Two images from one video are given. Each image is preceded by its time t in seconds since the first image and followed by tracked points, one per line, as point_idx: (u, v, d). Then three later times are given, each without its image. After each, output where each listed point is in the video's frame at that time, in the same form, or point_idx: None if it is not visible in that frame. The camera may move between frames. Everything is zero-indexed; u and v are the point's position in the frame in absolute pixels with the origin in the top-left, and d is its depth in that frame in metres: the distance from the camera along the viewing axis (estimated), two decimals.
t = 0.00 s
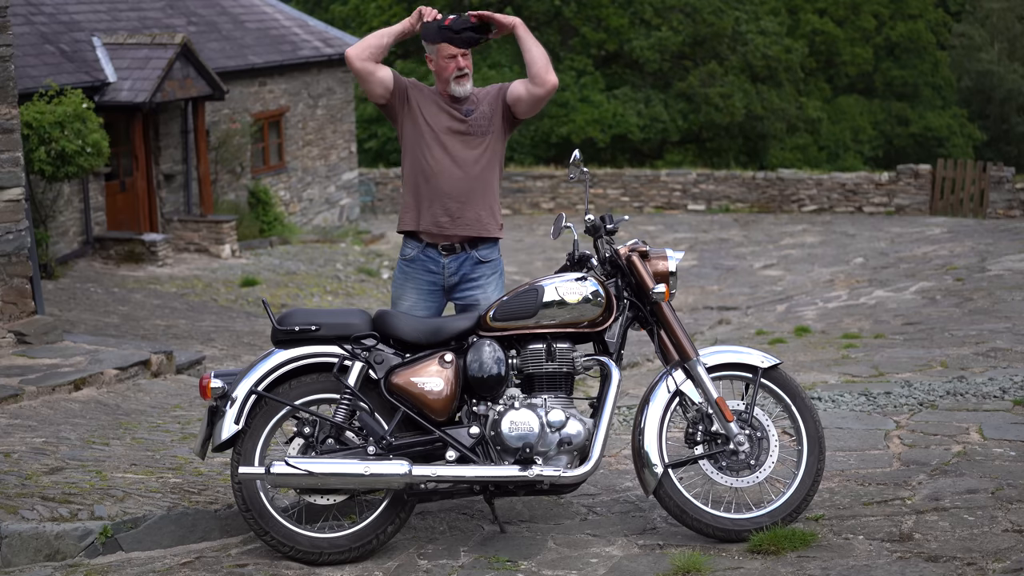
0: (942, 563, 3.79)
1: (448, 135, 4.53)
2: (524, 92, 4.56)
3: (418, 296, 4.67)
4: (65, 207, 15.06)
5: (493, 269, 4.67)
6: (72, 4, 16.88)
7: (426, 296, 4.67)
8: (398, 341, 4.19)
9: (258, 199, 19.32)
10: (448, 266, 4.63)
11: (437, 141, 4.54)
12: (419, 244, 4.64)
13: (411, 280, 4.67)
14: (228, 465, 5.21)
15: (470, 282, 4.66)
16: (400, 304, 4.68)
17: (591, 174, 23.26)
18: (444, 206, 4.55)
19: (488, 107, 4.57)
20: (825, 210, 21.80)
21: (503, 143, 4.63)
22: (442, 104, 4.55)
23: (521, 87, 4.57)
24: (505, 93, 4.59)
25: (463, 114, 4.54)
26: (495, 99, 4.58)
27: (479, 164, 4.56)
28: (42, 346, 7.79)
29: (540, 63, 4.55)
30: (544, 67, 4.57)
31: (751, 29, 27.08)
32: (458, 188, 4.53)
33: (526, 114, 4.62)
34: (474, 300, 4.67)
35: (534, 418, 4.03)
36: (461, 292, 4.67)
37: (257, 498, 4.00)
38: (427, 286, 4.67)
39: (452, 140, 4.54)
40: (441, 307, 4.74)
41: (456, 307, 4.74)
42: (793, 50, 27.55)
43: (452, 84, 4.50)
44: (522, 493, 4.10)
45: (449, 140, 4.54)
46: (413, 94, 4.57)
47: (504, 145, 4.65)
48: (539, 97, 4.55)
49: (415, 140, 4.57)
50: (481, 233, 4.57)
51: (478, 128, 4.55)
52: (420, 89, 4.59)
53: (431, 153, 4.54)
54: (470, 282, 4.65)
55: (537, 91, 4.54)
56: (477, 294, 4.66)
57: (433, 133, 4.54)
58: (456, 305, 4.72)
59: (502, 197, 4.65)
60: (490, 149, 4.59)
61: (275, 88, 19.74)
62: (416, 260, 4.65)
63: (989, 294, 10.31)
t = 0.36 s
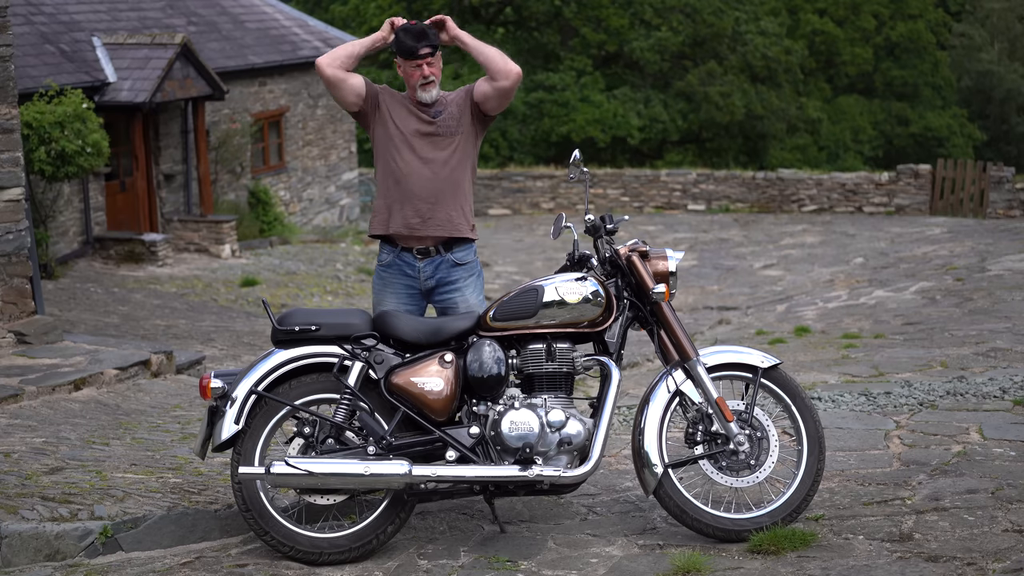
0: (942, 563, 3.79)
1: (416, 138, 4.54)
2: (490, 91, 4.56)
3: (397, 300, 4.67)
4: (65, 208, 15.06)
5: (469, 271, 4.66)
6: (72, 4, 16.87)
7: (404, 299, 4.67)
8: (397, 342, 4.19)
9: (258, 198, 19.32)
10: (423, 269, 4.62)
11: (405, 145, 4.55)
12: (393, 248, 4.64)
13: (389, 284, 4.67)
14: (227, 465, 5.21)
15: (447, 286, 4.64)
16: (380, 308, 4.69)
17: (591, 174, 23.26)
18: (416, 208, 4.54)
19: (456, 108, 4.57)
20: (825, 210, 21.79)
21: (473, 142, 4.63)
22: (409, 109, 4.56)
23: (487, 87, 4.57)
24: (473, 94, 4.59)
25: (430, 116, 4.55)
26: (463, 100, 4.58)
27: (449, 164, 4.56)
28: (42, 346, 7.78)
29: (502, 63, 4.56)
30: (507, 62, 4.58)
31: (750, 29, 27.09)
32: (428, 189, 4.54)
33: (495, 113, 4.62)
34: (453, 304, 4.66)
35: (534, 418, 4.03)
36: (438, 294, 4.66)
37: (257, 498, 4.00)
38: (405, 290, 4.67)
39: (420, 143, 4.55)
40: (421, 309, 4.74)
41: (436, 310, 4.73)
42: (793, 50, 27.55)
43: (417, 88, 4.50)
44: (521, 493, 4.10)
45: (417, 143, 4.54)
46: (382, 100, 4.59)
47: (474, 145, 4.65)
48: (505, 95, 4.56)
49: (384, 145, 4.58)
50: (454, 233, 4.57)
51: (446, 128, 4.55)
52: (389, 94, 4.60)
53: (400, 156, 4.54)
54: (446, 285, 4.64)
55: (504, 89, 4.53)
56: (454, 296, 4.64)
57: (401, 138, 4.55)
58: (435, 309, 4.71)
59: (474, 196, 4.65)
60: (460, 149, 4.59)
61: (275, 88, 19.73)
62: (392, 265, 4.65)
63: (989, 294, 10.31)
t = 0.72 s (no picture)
0: (942, 563, 3.79)
1: (401, 145, 4.55)
2: (474, 98, 4.54)
3: (385, 298, 4.67)
4: (65, 208, 15.06)
5: (457, 271, 4.66)
6: (72, 4, 16.87)
7: (392, 298, 4.67)
8: (397, 342, 4.19)
9: (258, 198, 19.31)
10: (410, 270, 4.62)
11: (390, 151, 4.56)
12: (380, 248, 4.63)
13: (376, 283, 4.67)
14: (227, 465, 5.21)
15: (434, 286, 4.64)
16: (368, 307, 4.69)
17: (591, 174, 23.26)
18: (403, 213, 4.55)
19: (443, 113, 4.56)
20: (825, 210, 21.79)
21: (459, 147, 4.62)
22: (394, 114, 4.57)
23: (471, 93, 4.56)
24: (457, 98, 4.59)
25: (414, 120, 4.54)
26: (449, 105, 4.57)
27: (435, 169, 4.56)
28: (42, 346, 7.78)
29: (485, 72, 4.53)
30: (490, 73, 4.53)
31: (750, 29, 27.09)
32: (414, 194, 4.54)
33: (482, 119, 4.60)
34: (441, 303, 4.66)
35: (534, 418, 4.03)
36: (426, 293, 4.65)
37: (257, 498, 4.00)
38: (393, 289, 4.67)
39: (405, 149, 4.56)
40: (410, 308, 4.74)
41: (424, 310, 4.73)
42: (793, 51, 27.55)
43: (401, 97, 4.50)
44: (521, 493, 4.10)
45: (402, 149, 4.55)
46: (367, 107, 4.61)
47: (461, 148, 4.64)
48: (489, 104, 4.53)
49: (371, 151, 4.59)
50: (443, 234, 4.58)
51: (432, 133, 4.55)
52: (374, 101, 4.62)
53: (385, 162, 4.56)
54: (434, 284, 4.63)
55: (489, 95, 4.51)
56: (443, 295, 4.64)
57: (386, 143, 4.56)
58: (423, 308, 4.71)
59: (462, 199, 4.64)
60: (447, 153, 4.58)
61: (275, 88, 19.73)
62: (379, 264, 4.65)
63: (989, 294, 10.30)
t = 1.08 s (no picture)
0: (942, 563, 3.79)
1: (413, 146, 4.56)
2: (482, 104, 4.56)
3: (395, 300, 4.68)
4: (65, 208, 15.06)
5: (469, 272, 4.67)
6: (72, 4, 16.87)
7: (403, 299, 4.68)
8: (398, 341, 4.19)
9: (258, 198, 19.31)
10: (422, 271, 4.63)
11: (402, 154, 4.56)
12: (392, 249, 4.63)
13: (388, 284, 4.68)
14: (227, 465, 5.21)
15: (446, 288, 4.65)
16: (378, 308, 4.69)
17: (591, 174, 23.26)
18: (416, 216, 4.56)
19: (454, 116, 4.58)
20: (825, 210, 21.79)
21: (470, 150, 4.64)
22: (405, 116, 4.58)
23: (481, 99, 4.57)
24: (468, 100, 4.61)
25: (425, 122, 4.57)
26: (460, 108, 4.60)
27: (446, 171, 4.57)
28: (42, 346, 7.78)
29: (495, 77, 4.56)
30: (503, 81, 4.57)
31: (749, 30, 27.16)
32: (427, 196, 4.55)
33: (490, 124, 4.63)
34: (452, 304, 4.67)
35: (534, 418, 4.03)
36: (438, 294, 4.66)
37: (257, 498, 4.00)
38: (402, 290, 4.67)
39: (417, 151, 4.56)
40: (420, 309, 4.75)
41: (435, 310, 4.74)
42: (793, 51, 27.60)
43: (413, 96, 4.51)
44: (522, 493, 4.10)
45: (414, 151, 4.56)
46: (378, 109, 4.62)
47: (471, 152, 4.66)
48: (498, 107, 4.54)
49: (383, 154, 4.59)
50: (456, 236, 4.60)
51: (444, 136, 4.57)
52: (384, 103, 4.63)
53: (398, 165, 4.57)
54: (446, 285, 4.65)
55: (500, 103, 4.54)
56: (454, 296, 4.65)
57: (398, 146, 4.56)
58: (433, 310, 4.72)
59: (474, 200, 4.66)
60: (458, 156, 4.60)
61: (275, 88, 19.73)
62: (391, 265, 4.66)
63: (989, 294, 10.30)
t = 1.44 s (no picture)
0: (942, 563, 3.79)
1: (438, 146, 4.58)
2: (512, 116, 4.58)
3: (412, 297, 4.69)
4: (65, 208, 15.05)
5: (489, 273, 4.69)
6: (72, 4, 16.87)
7: (420, 296, 4.69)
8: (398, 342, 4.19)
9: (258, 198, 19.31)
10: (443, 269, 4.66)
11: (428, 155, 4.59)
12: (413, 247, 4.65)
13: (406, 280, 4.69)
14: (227, 465, 5.21)
15: (464, 287, 4.68)
16: (395, 303, 4.70)
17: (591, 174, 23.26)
18: (441, 218, 4.59)
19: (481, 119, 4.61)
20: (825, 210, 21.79)
21: (495, 153, 4.67)
22: (430, 115, 4.60)
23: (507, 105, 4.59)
24: (495, 104, 4.64)
25: (450, 122, 4.59)
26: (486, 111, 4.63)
27: (471, 173, 4.61)
28: (42, 346, 7.78)
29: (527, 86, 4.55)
30: (535, 100, 4.56)
31: (750, 31, 27.26)
32: (453, 199, 4.59)
33: (515, 132, 4.65)
34: (469, 302, 4.69)
35: (534, 418, 4.03)
36: (456, 292, 4.69)
37: (257, 498, 4.00)
38: (420, 287, 4.69)
39: (443, 152, 4.59)
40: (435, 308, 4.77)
41: (450, 309, 4.76)
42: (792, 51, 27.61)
43: (434, 86, 4.56)
44: (522, 493, 4.10)
45: (440, 151, 4.58)
46: (402, 108, 4.61)
47: (495, 155, 4.69)
48: (528, 115, 4.54)
49: (409, 154, 4.61)
50: (481, 238, 4.62)
51: (470, 138, 4.60)
52: (409, 101, 4.63)
53: (424, 166, 4.59)
54: (464, 283, 4.67)
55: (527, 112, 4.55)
56: (472, 295, 4.68)
57: (423, 145, 4.58)
58: (450, 309, 4.74)
59: (499, 204, 4.70)
60: (484, 159, 4.63)
61: (276, 88, 19.73)
62: (411, 262, 4.68)
63: (989, 294, 10.30)
